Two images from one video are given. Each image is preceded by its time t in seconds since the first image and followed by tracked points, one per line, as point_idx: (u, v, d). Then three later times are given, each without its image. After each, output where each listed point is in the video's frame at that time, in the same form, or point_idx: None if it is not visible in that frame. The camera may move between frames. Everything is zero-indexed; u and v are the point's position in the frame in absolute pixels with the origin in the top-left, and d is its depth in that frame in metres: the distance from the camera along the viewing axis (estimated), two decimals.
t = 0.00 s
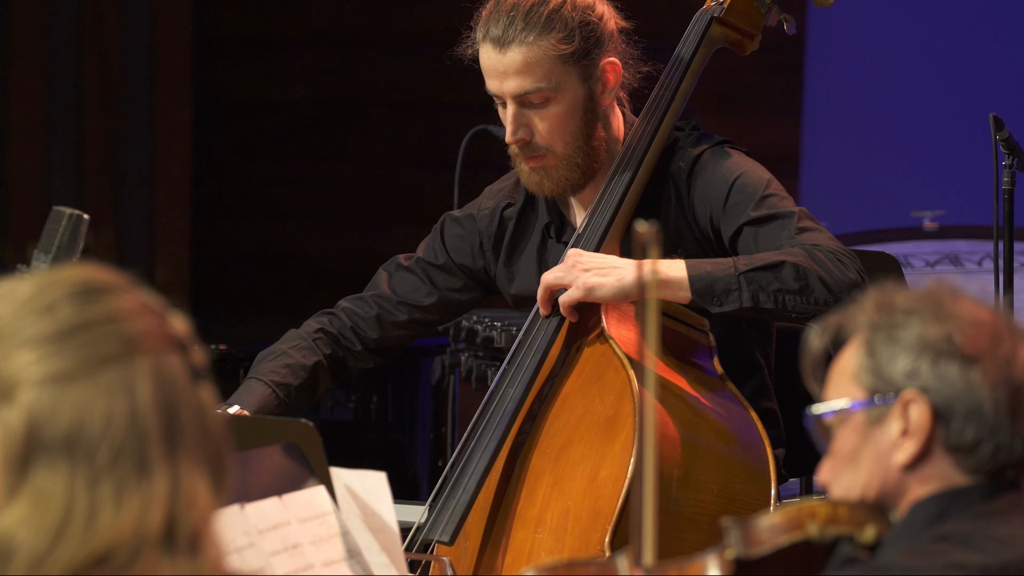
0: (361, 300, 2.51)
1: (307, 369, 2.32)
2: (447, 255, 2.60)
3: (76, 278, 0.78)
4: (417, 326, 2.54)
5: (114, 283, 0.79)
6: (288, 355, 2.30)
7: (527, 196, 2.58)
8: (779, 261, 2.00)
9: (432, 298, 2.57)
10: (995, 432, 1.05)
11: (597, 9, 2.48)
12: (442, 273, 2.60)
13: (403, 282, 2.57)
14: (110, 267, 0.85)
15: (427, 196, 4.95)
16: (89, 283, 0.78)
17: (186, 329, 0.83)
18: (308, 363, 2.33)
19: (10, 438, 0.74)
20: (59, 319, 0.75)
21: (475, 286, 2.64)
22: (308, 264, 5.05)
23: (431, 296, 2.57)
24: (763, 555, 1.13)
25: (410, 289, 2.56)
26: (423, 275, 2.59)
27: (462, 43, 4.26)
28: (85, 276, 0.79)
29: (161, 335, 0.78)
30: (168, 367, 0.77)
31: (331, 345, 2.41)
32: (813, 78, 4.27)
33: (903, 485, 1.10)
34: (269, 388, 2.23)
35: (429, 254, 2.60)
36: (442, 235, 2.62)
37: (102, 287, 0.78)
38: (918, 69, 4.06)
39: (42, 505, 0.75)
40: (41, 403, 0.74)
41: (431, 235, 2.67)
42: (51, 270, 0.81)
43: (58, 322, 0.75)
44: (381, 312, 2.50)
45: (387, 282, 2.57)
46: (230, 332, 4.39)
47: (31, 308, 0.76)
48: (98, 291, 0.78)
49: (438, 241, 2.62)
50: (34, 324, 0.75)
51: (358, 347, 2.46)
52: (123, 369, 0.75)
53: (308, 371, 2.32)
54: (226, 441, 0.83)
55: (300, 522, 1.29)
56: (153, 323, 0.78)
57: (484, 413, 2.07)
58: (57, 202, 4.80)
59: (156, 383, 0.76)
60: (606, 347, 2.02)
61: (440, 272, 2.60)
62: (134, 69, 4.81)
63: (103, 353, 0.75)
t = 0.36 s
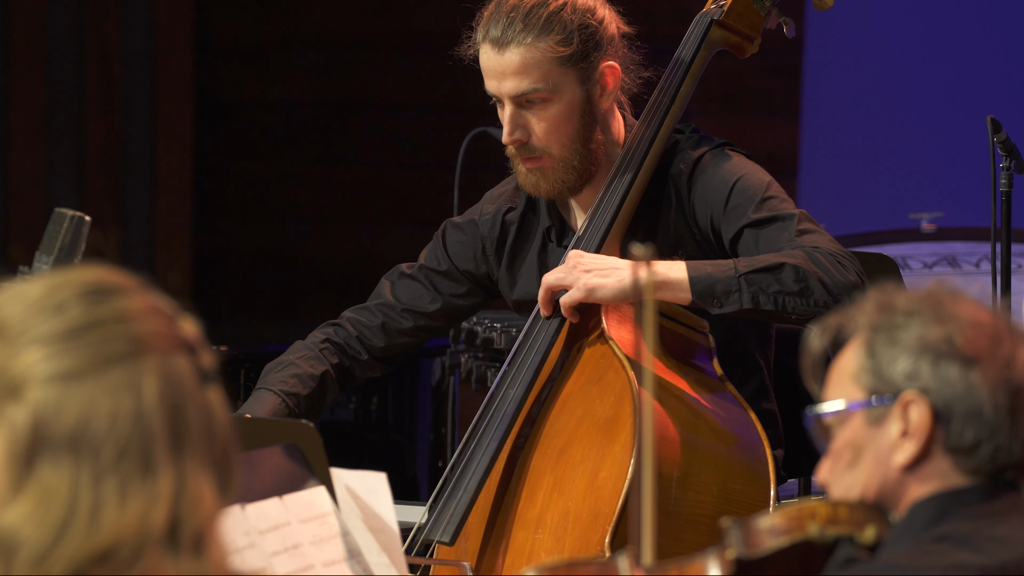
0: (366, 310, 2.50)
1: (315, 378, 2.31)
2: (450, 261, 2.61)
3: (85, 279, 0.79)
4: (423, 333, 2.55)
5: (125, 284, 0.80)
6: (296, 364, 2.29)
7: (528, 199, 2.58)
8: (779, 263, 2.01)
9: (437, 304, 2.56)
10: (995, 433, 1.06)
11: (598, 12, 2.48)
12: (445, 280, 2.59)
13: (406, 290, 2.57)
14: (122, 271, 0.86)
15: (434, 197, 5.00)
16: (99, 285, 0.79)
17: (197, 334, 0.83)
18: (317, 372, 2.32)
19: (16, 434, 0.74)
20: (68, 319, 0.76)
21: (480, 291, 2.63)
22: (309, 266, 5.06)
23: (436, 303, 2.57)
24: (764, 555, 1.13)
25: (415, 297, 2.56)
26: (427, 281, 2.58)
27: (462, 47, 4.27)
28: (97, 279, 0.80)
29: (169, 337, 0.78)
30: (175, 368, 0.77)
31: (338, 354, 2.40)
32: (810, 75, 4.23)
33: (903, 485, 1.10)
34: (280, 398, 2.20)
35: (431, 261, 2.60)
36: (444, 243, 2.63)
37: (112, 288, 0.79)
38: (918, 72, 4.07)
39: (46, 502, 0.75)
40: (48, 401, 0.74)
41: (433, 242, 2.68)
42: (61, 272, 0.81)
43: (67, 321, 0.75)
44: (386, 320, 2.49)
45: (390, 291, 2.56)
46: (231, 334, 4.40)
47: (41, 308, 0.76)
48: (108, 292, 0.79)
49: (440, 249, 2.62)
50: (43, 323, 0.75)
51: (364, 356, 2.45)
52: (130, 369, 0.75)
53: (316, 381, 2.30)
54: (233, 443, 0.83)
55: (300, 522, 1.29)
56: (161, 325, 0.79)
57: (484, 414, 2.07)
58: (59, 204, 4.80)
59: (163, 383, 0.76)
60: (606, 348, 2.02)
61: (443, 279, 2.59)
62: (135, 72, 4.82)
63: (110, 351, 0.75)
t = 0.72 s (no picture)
0: (371, 318, 2.51)
1: (325, 388, 2.31)
2: (452, 265, 2.61)
3: (102, 281, 0.80)
4: (430, 337, 2.56)
5: (138, 286, 0.81)
6: (305, 375, 2.29)
7: (528, 201, 2.59)
8: (777, 267, 2.01)
9: (441, 308, 2.57)
10: (999, 437, 1.06)
11: (597, 15, 2.49)
12: (449, 285, 2.60)
13: (410, 296, 2.57)
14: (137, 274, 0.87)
15: (432, 200, 4.98)
16: (113, 287, 0.79)
17: (209, 339, 0.84)
18: (325, 382, 2.32)
19: (24, 430, 0.74)
20: (81, 318, 0.76)
21: (482, 293, 2.63)
22: (309, 267, 5.06)
23: (440, 306, 2.57)
24: (762, 555, 1.13)
25: (420, 303, 2.56)
26: (431, 286, 2.59)
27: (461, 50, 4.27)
28: (113, 280, 0.81)
29: (182, 339, 0.79)
30: (187, 368, 0.78)
31: (345, 363, 2.41)
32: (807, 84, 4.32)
33: (903, 485, 1.10)
34: (294, 407, 2.19)
35: (433, 266, 2.61)
36: (446, 247, 2.64)
37: (126, 290, 0.80)
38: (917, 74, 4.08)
39: (52, 496, 0.75)
40: (58, 396, 0.74)
41: (435, 247, 2.68)
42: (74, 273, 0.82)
43: (80, 319, 0.76)
44: (392, 326, 2.51)
45: (394, 298, 2.57)
46: (232, 334, 4.40)
47: (54, 307, 0.77)
48: (122, 294, 0.80)
49: (442, 254, 2.63)
50: (56, 321, 0.76)
51: (371, 364, 2.45)
52: (141, 368, 0.76)
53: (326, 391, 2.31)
54: (240, 445, 0.84)
55: (301, 523, 1.30)
56: (175, 327, 0.79)
57: (484, 414, 2.08)
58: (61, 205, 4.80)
59: (174, 382, 0.77)
60: (606, 350, 2.03)
61: (447, 283, 2.59)
62: (138, 73, 4.82)
63: (123, 350, 0.76)
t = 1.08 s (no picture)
0: (388, 339, 2.49)
1: (359, 413, 2.29)
2: (459, 275, 2.59)
3: (99, 281, 0.80)
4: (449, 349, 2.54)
5: (135, 286, 0.81)
6: (337, 404, 2.27)
7: (527, 207, 2.59)
8: (776, 267, 2.01)
9: (456, 318, 2.55)
10: (1002, 442, 1.07)
11: (593, 20, 2.51)
12: (455, 294, 2.59)
13: (421, 312, 2.54)
14: (135, 275, 0.87)
15: (432, 203, 4.95)
16: (110, 287, 0.80)
17: (206, 337, 0.84)
18: (357, 407, 2.30)
19: (23, 428, 0.75)
20: (78, 317, 0.77)
21: (490, 299, 2.63)
22: (309, 269, 5.07)
23: (454, 316, 2.56)
24: (764, 556, 1.12)
25: (434, 317, 2.53)
26: (440, 299, 2.57)
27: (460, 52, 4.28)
28: (110, 281, 0.82)
29: (178, 337, 0.79)
30: (183, 365, 0.78)
31: (371, 388, 2.39)
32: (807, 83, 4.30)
33: (904, 485, 1.11)
34: (337, 435, 2.19)
35: (440, 279, 2.60)
36: (447, 259, 2.63)
37: (123, 289, 0.81)
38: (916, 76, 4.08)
39: (51, 493, 0.76)
40: (55, 394, 0.74)
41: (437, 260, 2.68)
42: (72, 274, 0.83)
43: (77, 318, 0.76)
44: (411, 342, 2.48)
45: (405, 317, 2.53)
46: (232, 336, 4.41)
47: (52, 307, 0.78)
48: (119, 294, 0.81)
49: (445, 266, 2.62)
50: (53, 320, 0.76)
51: (396, 385, 2.43)
52: (138, 365, 0.76)
53: (360, 415, 2.29)
54: (239, 441, 0.84)
55: (302, 524, 1.30)
56: (170, 325, 0.79)
57: (484, 414, 2.08)
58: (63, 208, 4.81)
59: (171, 380, 0.77)
60: (606, 351, 2.03)
61: (453, 292, 2.58)
62: (140, 76, 4.82)
63: (119, 348, 0.76)
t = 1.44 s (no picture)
0: (416, 359, 2.49)
1: (405, 434, 2.29)
2: (472, 288, 2.59)
3: (96, 278, 0.81)
4: (476, 359, 2.54)
5: (132, 284, 0.82)
6: (382, 428, 2.27)
7: (527, 216, 2.59)
8: (777, 267, 2.02)
9: (477, 328, 2.55)
10: (1000, 440, 1.07)
11: (585, 32, 2.48)
12: (469, 306, 2.58)
13: (441, 328, 2.54)
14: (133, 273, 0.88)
15: (433, 203, 4.96)
16: (107, 284, 0.81)
17: (203, 334, 0.85)
18: (401, 428, 2.30)
19: (21, 424, 0.75)
20: (76, 313, 0.77)
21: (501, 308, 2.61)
22: (310, 269, 5.08)
23: (475, 326, 2.56)
24: (766, 554, 1.11)
25: (455, 331, 2.53)
26: (456, 313, 2.56)
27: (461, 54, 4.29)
28: (107, 278, 0.83)
29: (175, 333, 0.80)
30: (181, 360, 0.78)
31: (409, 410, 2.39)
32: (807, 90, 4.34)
33: (904, 485, 1.11)
34: (389, 455, 2.18)
35: (451, 294, 2.59)
36: (453, 274, 2.63)
37: (120, 286, 0.81)
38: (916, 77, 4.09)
39: (50, 490, 0.76)
40: (53, 391, 0.75)
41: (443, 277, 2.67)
42: (69, 273, 0.83)
43: (75, 314, 0.77)
44: (439, 359, 2.49)
45: (427, 336, 2.53)
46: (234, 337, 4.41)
47: (51, 304, 0.78)
48: (116, 291, 0.81)
49: (453, 281, 2.61)
50: (52, 317, 0.77)
51: (433, 404, 2.43)
52: (135, 360, 0.77)
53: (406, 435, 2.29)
54: (238, 438, 0.85)
55: (305, 523, 1.31)
56: (167, 321, 0.80)
57: (488, 415, 2.09)
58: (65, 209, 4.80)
59: (168, 375, 0.77)
60: (608, 351, 2.04)
61: (465, 305, 2.58)
62: (142, 78, 4.82)
63: (116, 344, 0.77)
